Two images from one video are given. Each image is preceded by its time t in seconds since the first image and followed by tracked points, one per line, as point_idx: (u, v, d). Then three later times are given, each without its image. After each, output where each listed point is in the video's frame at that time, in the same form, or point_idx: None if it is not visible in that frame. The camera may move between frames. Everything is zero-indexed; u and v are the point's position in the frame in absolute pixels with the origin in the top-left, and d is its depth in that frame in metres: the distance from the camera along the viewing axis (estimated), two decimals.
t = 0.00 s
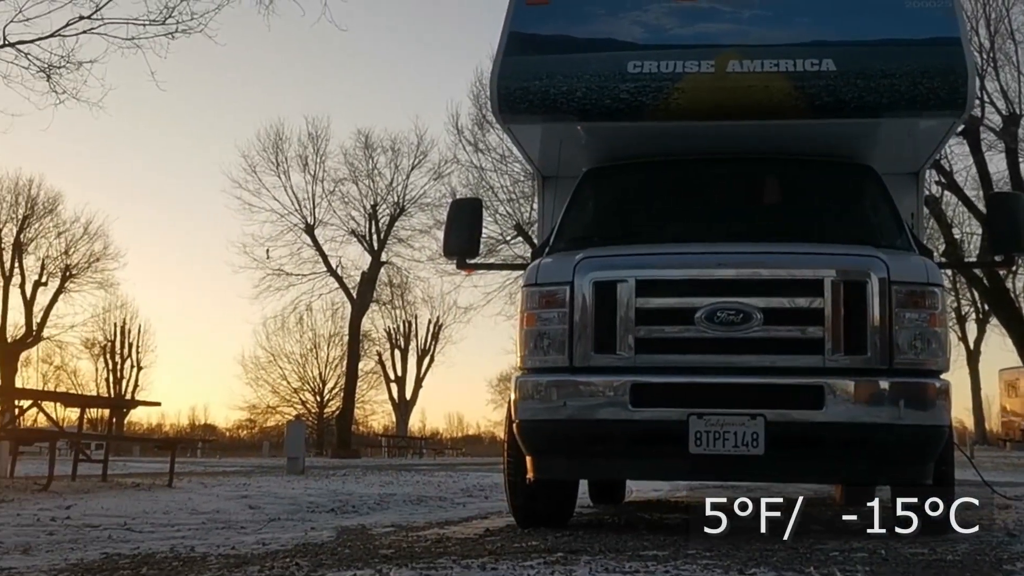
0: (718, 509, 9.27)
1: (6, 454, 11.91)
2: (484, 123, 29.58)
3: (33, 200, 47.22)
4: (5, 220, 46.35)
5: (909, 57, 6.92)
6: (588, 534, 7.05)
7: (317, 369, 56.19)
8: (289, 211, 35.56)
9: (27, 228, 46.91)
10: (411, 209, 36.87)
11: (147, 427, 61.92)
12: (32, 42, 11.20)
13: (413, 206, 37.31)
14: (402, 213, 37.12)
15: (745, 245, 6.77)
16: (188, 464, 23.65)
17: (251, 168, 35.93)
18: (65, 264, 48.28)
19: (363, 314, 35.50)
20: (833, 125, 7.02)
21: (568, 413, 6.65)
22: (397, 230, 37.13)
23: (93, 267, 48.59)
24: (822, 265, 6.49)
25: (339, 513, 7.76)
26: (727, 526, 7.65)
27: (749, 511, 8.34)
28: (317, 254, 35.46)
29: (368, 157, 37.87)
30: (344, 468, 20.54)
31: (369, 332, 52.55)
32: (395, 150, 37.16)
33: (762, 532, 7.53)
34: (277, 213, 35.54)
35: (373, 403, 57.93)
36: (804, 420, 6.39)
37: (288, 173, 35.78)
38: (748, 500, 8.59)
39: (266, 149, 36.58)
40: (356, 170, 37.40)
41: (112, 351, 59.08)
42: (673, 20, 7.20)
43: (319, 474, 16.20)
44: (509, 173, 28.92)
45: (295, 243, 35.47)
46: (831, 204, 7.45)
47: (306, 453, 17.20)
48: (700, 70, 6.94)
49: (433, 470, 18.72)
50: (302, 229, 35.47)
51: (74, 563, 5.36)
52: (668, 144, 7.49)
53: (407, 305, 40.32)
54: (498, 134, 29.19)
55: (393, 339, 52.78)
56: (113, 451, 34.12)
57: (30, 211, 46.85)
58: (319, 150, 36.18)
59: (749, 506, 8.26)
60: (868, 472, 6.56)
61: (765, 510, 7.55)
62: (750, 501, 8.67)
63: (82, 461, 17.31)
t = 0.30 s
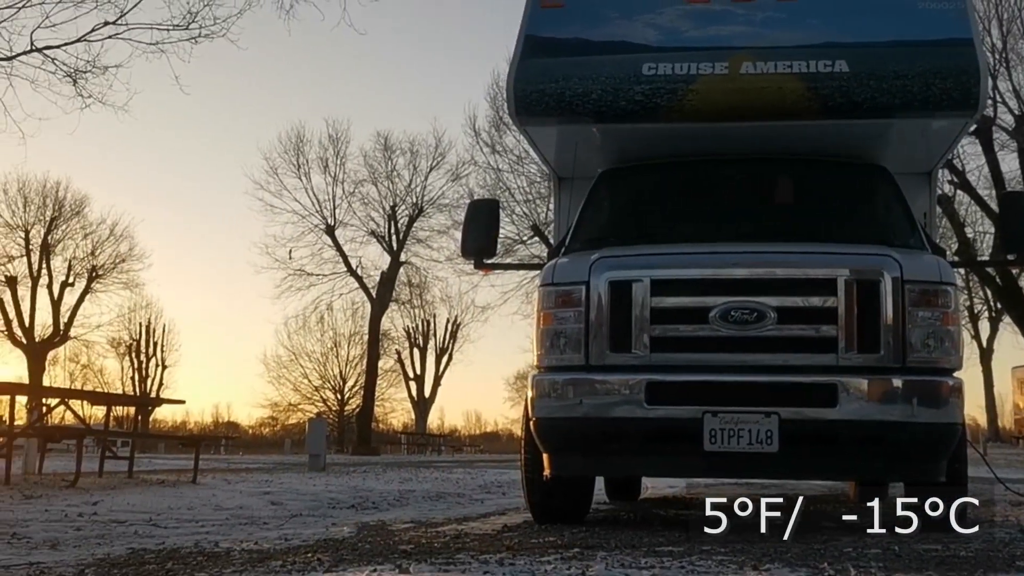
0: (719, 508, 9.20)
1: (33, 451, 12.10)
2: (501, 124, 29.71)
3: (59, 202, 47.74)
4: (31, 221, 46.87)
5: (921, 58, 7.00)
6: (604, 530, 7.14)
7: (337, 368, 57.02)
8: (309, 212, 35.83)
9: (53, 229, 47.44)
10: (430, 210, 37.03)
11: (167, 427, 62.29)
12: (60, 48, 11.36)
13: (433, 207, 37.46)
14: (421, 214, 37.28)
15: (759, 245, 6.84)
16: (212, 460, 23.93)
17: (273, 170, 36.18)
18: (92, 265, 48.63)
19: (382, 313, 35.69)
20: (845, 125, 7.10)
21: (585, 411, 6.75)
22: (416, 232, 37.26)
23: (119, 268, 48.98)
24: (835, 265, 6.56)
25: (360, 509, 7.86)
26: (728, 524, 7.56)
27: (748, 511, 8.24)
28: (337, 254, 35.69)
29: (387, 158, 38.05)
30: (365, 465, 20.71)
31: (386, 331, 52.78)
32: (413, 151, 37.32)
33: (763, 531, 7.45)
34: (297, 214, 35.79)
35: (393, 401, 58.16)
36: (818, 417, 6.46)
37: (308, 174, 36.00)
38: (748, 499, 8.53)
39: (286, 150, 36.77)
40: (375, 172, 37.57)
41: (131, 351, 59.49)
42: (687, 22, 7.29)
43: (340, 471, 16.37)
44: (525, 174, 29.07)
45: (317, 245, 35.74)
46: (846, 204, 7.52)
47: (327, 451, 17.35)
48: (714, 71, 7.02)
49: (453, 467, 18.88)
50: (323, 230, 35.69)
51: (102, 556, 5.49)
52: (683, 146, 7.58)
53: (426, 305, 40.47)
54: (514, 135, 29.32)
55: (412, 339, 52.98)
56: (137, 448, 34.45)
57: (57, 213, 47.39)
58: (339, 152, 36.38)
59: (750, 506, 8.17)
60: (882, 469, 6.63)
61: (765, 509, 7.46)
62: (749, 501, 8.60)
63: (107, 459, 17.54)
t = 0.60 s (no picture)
0: (717, 507, 9.11)
1: (57, 448, 12.27)
2: (515, 126, 29.87)
3: (81, 204, 48.19)
4: (56, 224, 47.36)
5: (931, 59, 7.06)
6: (618, 527, 7.23)
7: (356, 366, 58.15)
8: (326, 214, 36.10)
9: (77, 231, 47.91)
10: (447, 211, 37.20)
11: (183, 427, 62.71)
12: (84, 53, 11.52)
13: (448, 209, 37.63)
14: (437, 216, 37.43)
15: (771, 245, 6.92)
16: (234, 458, 24.21)
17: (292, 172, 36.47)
18: (115, 267, 48.97)
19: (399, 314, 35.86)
20: (856, 126, 7.17)
21: (598, 409, 6.83)
22: (433, 233, 37.42)
23: (142, 269, 49.29)
24: (847, 264, 6.63)
25: (377, 506, 7.97)
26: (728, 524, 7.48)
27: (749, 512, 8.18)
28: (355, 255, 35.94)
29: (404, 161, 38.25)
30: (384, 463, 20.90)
31: (403, 332, 53.06)
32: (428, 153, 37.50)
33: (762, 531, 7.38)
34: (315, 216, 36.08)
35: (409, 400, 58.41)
36: (829, 415, 6.54)
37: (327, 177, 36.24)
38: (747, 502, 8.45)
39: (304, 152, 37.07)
40: (392, 174, 37.75)
41: (148, 351, 59.83)
42: (700, 24, 7.37)
43: (359, 469, 16.50)
44: (540, 176, 29.23)
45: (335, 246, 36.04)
46: (857, 204, 7.59)
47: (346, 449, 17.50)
48: (726, 73, 7.11)
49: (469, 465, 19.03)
50: (341, 231, 35.92)
51: (126, 552, 5.60)
52: (695, 146, 7.67)
53: (443, 306, 40.65)
54: (529, 137, 29.47)
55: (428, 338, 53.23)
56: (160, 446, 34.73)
57: (81, 215, 47.95)
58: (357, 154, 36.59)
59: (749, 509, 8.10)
60: (893, 466, 6.70)
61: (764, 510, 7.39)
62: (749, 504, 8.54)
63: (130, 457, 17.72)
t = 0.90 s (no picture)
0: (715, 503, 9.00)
1: (85, 445, 12.47)
2: (533, 128, 30.02)
3: (109, 206, 48.82)
4: (83, 225, 47.95)
5: (944, 60, 7.13)
6: (634, 523, 7.33)
7: (377, 365, 58.94)
8: (345, 215, 36.36)
9: (104, 233, 48.51)
10: (465, 213, 37.34)
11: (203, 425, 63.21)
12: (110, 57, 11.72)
13: (467, 210, 37.79)
14: (456, 217, 37.56)
15: (785, 244, 7.00)
16: (256, 455, 24.52)
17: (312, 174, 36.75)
18: (141, 268, 49.34)
19: (418, 313, 36.06)
20: (870, 127, 7.24)
21: (614, 407, 6.93)
22: (452, 235, 37.57)
23: (168, 270, 49.71)
24: (861, 264, 6.71)
25: (397, 502, 8.09)
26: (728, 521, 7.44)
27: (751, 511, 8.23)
28: (375, 256, 36.20)
29: (422, 163, 38.46)
30: (404, 460, 21.09)
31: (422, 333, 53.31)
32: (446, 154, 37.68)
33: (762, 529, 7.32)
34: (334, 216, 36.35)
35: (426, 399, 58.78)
36: (844, 413, 6.61)
37: (348, 179, 36.46)
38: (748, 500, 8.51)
39: (325, 154, 37.36)
40: (412, 176, 37.93)
41: (167, 351, 60.25)
42: (714, 28, 7.51)
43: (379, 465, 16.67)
44: (557, 177, 29.48)
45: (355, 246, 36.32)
46: (871, 204, 7.67)
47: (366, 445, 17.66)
48: (741, 76, 7.20)
49: (487, 461, 19.20)
50: (361, 232, 36.15)
51: (152, 547, 5.73)
52: (711, 147, 7.77)
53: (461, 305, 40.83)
54: (545, 139, 29.62)
55: (447, 338, 53.46)
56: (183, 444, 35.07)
57: (107, 217, 48.45)
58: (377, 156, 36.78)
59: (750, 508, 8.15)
60: (907, 464, 6.77)
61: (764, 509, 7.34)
62: (750, 501, 8.59)
63: (154, 454, 17.92)
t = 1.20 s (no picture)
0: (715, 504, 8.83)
1: (108, 443, 12.66)
2: (547, 130, 30.16)
3: (132, 209, 49.27)
4: (107, 227, 48.42)
5: (954, 61, 7.20)
6: (647, 520, 7.43)
7: (394, 364, 59.46)
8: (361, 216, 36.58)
9: (127, 236, 48.95)
10: (481, 214, 37.49)
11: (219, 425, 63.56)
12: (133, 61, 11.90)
13: (482, 211, 37.94)
14: (471, 218, 37.69)
15: (796, 244, 7.09)
16: (274, 455, 24.72)
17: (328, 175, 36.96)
18: (164, 269, 49.61)
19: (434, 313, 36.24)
20: (880, 128, 7.32)
21: (628, 405, 7.03)
22: (468, 236, 37.71)
23: (191, 272, 50.02)
24: (872, 264, 6.78)
25: (415, 499, 8.22)
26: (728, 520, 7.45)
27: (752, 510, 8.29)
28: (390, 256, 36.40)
29: (438, 164, 38.64)
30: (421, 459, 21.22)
31: (438, 333, 53.57)
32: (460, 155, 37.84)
33: (762, 529, 7.29)
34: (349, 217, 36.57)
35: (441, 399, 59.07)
36: (855, 411, 6.69)
37: (364, 180, 36.66)
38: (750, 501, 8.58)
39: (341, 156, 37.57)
40: (427, 178, 38.10)
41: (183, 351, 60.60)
42: (726, 31, 7.63)
43: (396, 463, 16.81)
44: (571, 179, 29.64)
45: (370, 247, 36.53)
46: (882, 204, 7.75)
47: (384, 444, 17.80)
48: (752, 78, 7.29)
49: (504, 459, 19.31)
50: (377, 233, 36.36)
51: (175, 543, 5.83)
52: (723, 148, 7.86)
53: (475, 306, 40.97)
54: (560, 140, 29.77)
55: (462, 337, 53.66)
56: (204, 442, 35.34)
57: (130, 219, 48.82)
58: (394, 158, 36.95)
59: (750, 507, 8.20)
60: (918, 461, 6.84)
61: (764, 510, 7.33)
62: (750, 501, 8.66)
63: (174, 453, 18.12)
